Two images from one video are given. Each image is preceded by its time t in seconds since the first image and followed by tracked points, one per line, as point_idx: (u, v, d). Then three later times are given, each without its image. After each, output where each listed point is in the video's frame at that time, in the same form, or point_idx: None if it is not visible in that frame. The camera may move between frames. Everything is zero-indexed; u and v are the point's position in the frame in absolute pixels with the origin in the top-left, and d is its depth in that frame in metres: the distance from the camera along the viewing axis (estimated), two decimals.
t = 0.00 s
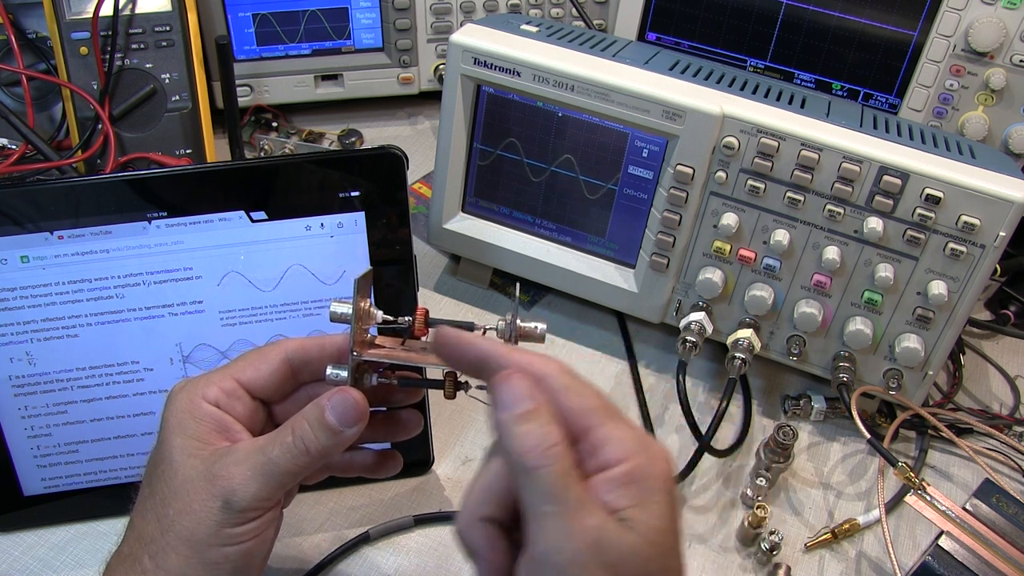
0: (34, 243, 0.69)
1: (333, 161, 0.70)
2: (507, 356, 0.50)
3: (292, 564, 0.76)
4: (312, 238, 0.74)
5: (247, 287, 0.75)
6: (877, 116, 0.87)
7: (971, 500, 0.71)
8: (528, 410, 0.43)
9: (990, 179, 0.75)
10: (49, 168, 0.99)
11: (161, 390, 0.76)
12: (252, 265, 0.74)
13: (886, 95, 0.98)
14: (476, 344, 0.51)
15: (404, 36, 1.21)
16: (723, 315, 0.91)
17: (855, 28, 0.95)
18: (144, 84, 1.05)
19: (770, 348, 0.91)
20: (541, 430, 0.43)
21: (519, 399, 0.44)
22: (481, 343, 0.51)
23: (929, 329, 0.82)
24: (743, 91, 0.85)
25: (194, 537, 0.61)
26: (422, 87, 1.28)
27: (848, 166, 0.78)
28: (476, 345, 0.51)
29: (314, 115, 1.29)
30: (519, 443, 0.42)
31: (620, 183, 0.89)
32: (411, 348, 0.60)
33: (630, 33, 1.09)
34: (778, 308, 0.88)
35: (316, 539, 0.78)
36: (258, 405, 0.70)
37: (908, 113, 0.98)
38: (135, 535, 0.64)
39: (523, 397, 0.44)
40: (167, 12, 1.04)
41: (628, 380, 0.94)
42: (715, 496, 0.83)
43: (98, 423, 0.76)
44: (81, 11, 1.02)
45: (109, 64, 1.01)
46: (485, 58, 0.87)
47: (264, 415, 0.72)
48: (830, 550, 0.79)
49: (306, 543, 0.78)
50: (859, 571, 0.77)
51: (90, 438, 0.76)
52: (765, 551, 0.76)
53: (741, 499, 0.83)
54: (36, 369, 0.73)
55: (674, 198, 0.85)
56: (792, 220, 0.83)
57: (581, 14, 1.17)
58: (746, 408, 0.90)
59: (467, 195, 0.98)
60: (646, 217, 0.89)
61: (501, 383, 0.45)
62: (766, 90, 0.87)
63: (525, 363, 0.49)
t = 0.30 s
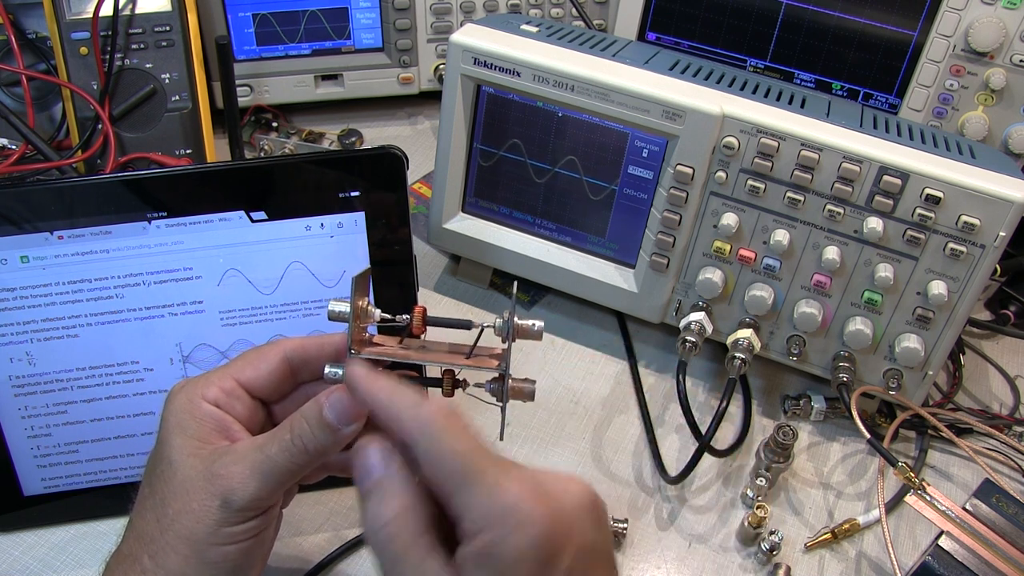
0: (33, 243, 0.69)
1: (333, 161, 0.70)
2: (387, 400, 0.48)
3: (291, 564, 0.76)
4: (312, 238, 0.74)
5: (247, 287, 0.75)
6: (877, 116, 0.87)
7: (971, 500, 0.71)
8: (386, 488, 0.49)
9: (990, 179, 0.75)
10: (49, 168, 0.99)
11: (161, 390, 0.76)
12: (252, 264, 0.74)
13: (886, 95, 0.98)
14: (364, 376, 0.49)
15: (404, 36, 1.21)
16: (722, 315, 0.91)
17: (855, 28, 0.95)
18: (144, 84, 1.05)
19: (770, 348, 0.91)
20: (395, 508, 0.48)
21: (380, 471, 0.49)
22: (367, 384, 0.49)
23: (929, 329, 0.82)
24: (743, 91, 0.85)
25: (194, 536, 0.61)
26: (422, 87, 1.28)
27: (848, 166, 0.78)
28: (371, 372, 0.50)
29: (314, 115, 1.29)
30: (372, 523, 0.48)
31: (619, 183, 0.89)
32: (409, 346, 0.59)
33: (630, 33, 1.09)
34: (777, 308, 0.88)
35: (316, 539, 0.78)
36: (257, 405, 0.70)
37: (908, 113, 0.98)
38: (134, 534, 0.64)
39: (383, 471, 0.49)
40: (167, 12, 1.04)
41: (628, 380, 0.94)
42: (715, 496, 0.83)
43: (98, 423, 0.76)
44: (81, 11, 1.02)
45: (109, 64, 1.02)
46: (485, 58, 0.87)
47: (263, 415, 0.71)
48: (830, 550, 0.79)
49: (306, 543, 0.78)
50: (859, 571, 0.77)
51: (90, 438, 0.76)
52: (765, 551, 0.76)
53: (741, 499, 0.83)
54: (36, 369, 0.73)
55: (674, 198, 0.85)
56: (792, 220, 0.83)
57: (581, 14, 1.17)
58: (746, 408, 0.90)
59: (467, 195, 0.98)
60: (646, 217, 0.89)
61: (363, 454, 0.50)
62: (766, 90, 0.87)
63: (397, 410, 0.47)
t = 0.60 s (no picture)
0: (33, 243, 0.69)
1: (333, 162, 0.70)
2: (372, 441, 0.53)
3: (291, 564, 0.76)
4: (312, 238, 0.74)
5: (247, 287, 0.75)
6: (877, 116, 0.87)
7: (971, 500, 0.71)
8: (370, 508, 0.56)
9: (990, 179, 0.75)
10: (49, 168, 0.99)
11: (161, 390, 0.76)
12: (252, 264, 0.74)
13: (886, 95, 0.98)
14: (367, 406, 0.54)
15: (404, 36, 1.21)
16: (723, 315, 0.91)
17: (855, 28, 0.95)
18: (144, 84, 1.05)
19: (771, 348, 0.91)
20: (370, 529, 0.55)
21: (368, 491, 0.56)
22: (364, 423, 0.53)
23: (929, 329, 0.82)
24: (743, 91, 0.85)
25: (192, 534, 0.61)
26: (422, 87, 1.28)
27: (848, 166, 0.78)
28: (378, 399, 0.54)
29: (314, 115, 1.29)
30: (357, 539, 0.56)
31: (619, 183, 0.89)
32: (406, 342, 0.60)
33: (630, 33, 1.09)
34: (778, 307, 0.88)
35: (316, 539, 0.78)
36: (255, 403, 0.70)
37: (908, 113, 0.98)
38: (133, 533, 0.64)
39: (371, 491, 0.56)
40: (167, 12, 1.04)
41: (628, 380, 0.94)
42: (715, 496, 0.83)
43: (98, 423, 0.76)
44: (81, 11, 1.02)
45: (109, 64, 1.02)
46: (485, 59, 0.87)
47: (260, 413, 0.72)
48: (830, 550, 0.79)
49: (305, 542, 0.78)
50: (858, 571, 0.77)
51: (90, 438, 0.76)
52: (765, 551, 0.76)
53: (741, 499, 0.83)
54: (36, 369, 0.73)
55: (674, 198, 0.85)
56: (792, 220, 0.83)
57: (581, 14, 1.17)
58: (746, 408, 0.90)
59: (467, 195, 0.98)
60: (646, 216, 0.89)
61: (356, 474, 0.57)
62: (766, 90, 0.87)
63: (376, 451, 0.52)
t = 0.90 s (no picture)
0: (33, 243, 0.69)
1: (333, 161, 0.70)
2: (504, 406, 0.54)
3: (289, 563, 0.76)
4: (312, 238, 0.74)
5: (247, 287, 0.75)
6: (877, 116, 0.87)
7: (971, 500, 0.71)
8: (482, 467, 0.54)
9: (990, 179, 0.75)
10: (49, 168, 0.99)
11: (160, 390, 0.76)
12: (252, 264, 0.74)
13: (885, 95, 0.98)
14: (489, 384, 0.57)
15: (404, 36, 1.21)
16: (722, 314, 0.91)
17: (855, 28, 0.95)
18: (144, 84, 1.05)
19: (770, 348, 0.91)
20: (481, 488, 0.53)
21: (486, 450, 0.55)
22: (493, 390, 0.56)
23: (929, 329, 0.82)
24: (743, 91, 0.85)
25: (187, 531, 0.61)
26: (422, 87, 1.28)
27: (848, 166, 0.78)
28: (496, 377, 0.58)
29: (314, 115, 1.29)
30: (461, 495, 0.54)
31: (619, 183, 0.89)
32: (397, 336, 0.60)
33: (630, 33, 1.09)
34: (777, 307, 0.88)
35: (314, 539, 0.78)
36: (249, 400, 0.70)
37: (908, 113, 0.98)
38: (130, 532, 0.64)
39: (489, 451, 0.55)
40: (167, 12, 1.04)
41: (628, 380, 0.94)
42: (714, 496, 0.83)
43: (98, 423, 0.76)
44: (81, 11, 1.02)
45: (109, 64, 1.02)
46: (485, 58, 0.87)
47: (255, 410, 0.72)
48: (830, 550, 0.79)
49: (304, 542, 0.78)
50: (859, 571, 0.77)
51: (90, 438, 0.76)
52: (765, 550, 0.76)
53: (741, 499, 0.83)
54: (36, 369, 0.73)
55: (674, 198, 0.85)
56: (792, 220, 0.83)
57: (581, 14, 1.17)
58: (745, 408, 0.90)
59: (467, 194, 0.98)
60: (646, 217, 0.89)
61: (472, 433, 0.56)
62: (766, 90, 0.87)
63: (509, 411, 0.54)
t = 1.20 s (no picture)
0: (33, 243, 0.69)
1: (333, 161, 0.70)
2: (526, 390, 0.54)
3: (289, 564, 0.76)
4: (312, 238, 0.74)
5: (247, 287, 0.75)
6: (877, 116, 0.87)
7: (971, 500, 0.71)
8: (501, 452, 0.55)
9: (990, 179, 0.75)
10: (49, 168, 0.99)
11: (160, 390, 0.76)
12: (252, 264, 0.74)
13: (886, 95, 0.98)
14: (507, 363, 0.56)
15: (404, 36, 1.21)
16: (722, 315, 0.91)
17: (855, 28, 0.95)
18: (144, 84, 1.05)
19: (770, 348, 0.91)
20: (499, 473, 0.54)
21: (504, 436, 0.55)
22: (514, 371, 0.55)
23: (929, 329, 0.82)
24: (744, 91, 0.85)
25: (186, 533, 0.61)
26: (422, 87, 1.28)
27: (848, 166, 0.78)
28: (517, 355, 0.57)
29: (314, 115, 1.29)
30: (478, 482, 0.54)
31: (619, 183, 0.89)
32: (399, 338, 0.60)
33: (630, 33, 1.09)
34: (777, 308, 0.88)
35: (314, 539, 0.78)
36: (249, 401, 0.70)
37: (908, 113, 0.98)
38: (130, 533, 0.64)
39: (508, 435, 0.55)
40: (167, 12, 1.04)
41: (628, 380, 0.94)
42: (715, 496, 0.83)
43: (98, 422, 0.76)
44: (81, 11, 1.02)
45: (109, 64, 1.02)
46: (485, 58, 0.87)
47: (256, 411, 0.72)
48: (830, 550, 0.79)
49: (304, 542, 0.78)
50: (859, 571, 0.77)
51: (90, 438, 0.76)
52: (765, 550, 0.76)
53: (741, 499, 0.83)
54: (36, 369, 0.73)
55: (674, 198, 0.85)
56: (792, 220, 0.83)
57: (581, 14, 1.17)
58: (746, 408, 0.90)
59: (467, 195, 0.98)
60: (646, 217, 0.89)
61: (490, 419, 0.56)
62: (766, 90, 0.87)
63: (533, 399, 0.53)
